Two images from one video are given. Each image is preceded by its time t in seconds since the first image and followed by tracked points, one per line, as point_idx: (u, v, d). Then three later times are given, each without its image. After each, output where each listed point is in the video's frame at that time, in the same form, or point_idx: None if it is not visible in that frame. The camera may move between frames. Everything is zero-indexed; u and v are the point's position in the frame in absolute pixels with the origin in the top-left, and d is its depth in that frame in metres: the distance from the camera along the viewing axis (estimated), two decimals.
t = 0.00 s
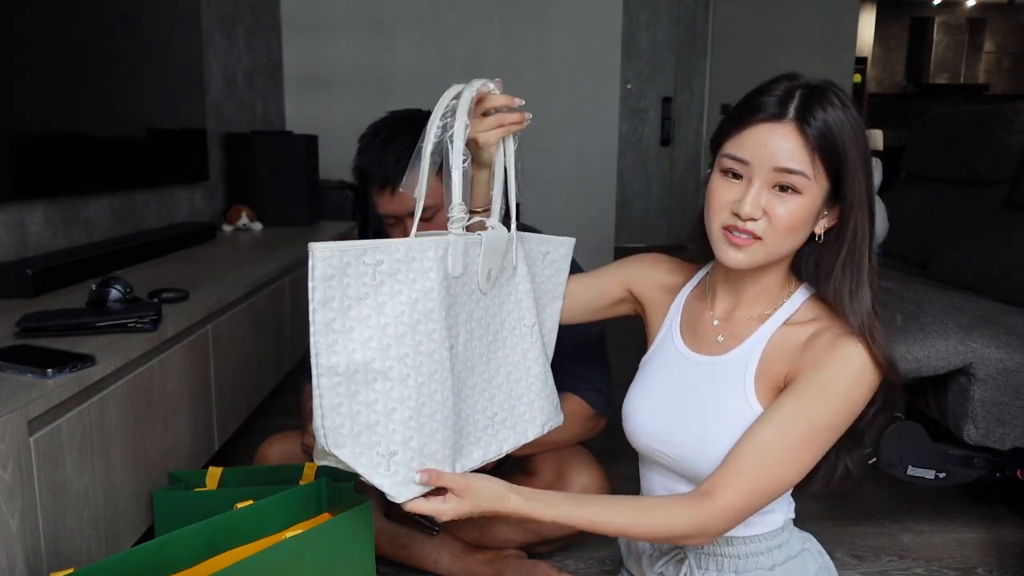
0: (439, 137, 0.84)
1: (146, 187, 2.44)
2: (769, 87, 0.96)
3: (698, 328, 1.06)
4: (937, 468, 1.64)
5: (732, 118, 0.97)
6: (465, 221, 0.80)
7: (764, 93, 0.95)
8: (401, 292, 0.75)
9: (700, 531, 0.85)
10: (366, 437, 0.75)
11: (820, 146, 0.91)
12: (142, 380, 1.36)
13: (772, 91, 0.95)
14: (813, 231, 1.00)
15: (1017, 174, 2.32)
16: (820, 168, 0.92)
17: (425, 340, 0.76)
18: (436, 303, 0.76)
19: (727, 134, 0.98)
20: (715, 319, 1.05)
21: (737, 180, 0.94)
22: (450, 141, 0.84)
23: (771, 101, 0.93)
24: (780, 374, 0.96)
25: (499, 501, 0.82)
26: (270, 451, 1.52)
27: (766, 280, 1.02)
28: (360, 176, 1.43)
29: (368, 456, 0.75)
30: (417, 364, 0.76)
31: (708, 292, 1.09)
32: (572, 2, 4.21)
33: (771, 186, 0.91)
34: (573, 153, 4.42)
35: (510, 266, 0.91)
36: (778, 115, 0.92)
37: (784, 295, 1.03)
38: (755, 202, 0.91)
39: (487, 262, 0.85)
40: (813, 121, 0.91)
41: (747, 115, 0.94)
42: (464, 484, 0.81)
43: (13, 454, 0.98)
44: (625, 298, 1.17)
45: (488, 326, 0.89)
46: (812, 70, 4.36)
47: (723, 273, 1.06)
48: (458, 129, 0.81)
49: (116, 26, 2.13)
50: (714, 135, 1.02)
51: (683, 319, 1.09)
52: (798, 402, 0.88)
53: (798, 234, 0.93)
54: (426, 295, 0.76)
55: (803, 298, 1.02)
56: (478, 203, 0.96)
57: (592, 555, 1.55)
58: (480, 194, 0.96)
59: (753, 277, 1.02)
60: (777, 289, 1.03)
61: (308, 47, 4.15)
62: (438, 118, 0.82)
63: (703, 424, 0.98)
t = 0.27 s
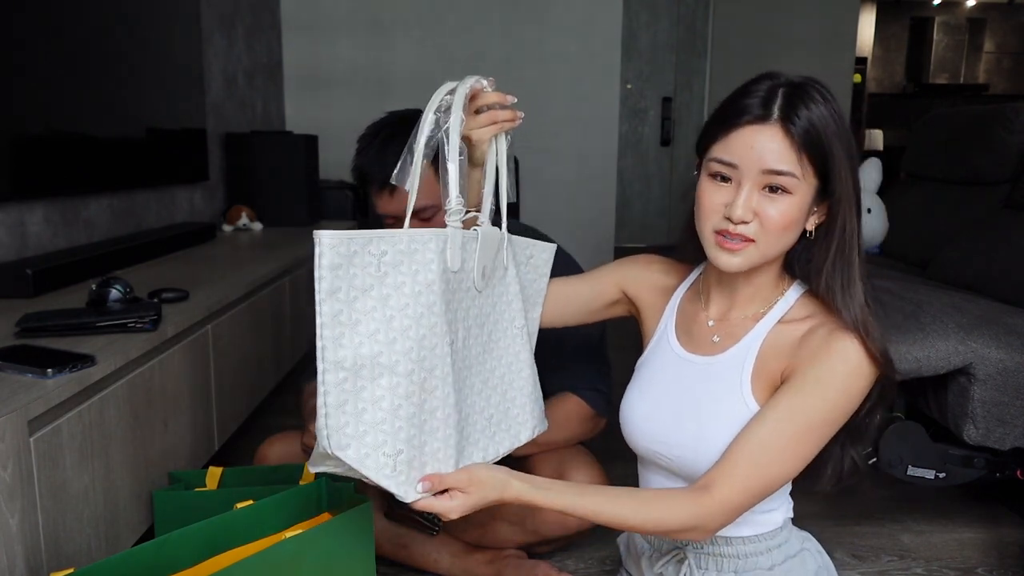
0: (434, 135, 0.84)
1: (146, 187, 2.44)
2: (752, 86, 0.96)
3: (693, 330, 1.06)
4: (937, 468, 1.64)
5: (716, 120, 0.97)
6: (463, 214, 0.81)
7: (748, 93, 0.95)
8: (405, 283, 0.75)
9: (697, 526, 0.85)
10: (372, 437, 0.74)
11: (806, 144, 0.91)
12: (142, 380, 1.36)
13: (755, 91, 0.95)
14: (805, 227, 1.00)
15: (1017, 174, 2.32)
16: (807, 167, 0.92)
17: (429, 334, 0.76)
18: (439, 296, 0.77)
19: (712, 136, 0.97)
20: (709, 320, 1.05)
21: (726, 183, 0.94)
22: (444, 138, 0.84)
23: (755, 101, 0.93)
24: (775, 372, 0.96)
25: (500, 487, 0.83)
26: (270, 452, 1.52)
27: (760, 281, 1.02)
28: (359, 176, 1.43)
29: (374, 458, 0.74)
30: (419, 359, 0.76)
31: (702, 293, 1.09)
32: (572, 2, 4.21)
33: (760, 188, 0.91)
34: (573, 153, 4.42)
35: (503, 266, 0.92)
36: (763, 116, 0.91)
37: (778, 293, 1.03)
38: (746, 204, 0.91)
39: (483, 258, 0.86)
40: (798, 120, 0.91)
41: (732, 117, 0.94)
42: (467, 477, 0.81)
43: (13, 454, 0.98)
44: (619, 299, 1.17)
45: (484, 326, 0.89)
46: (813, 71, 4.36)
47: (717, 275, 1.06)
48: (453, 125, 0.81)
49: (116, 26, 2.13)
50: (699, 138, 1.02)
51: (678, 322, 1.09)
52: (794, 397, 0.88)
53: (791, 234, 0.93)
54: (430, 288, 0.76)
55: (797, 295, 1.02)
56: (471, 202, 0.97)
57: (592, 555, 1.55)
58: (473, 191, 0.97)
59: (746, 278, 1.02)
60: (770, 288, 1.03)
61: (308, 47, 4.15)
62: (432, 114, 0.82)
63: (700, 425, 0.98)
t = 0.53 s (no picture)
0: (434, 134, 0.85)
1: (146, 187, 2.44)
2: (745, 86, 0.96)
3: (691, 330, 1.06)
4: (937, 468, 1.64)
5: (709, 119, 0.97)
6: (462, 216, 0.81)
7: (741, 92, 0.95)
8: (427, 283, 0.74)
9: (701, 528, 0.85)
10: (384, 443, 0.72)
11: (799, 142, 0.91)
12: (142, 380, 1.36)
13: (748, 90, 0.95)
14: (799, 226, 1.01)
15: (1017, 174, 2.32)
16: (801, 164, 0.92)
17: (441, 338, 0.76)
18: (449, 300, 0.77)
19: (706, 136, 0.97)
20: (707, 320, 1.05)
21: (721, 182, 0.94)
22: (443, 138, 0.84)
23: (747, 100, 0.93)
24: (773, 372, 0.96)
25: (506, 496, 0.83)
26: (270, 452, 1.52)
27: (756, 280, 1.02)
28: (359, 176, 1.43)
29: (384, 466, 0.72)
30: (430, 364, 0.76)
31: (699, 293, 1.09)
32: (572, 2, 4.21)
33: (754, 186, 0.91)
34: (573, 153, 4.42)
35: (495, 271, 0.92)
36: (755, 114, 0.92)
37: (775, 292, 1.03)
38: (740, 202, 0.91)
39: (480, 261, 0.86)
40: (791, 118, 0.91)
41: (725, 117, 0.94)
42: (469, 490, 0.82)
43: (13, 454, 0.98)
44: (616, 301, 1.18)
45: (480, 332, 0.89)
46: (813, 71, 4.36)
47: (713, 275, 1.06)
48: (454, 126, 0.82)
49: (116, 26, 2.13)
50: (694, 139, 1.02)
51: (675, 322, 1.09)
52: (793, 397, 0.88)
53: (787, 232, 0.93)
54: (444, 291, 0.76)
55: (794, 294, 1.02)
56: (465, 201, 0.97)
57: (591, 555, 1.54)
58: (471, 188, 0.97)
59: (743, 278, 1.02)
60: (767, 287, 1.03)
61: (308, 47, 4.15)
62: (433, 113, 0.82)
63: (698, 426, 0.98)
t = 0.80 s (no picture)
0: (418, 128, 0.84)
1: (146, 187, 2.44)
2: (741, 85, 0.96)
3: (692, 328, 1.06)
4: (937, 468, 1.64)
5: (706, 118, 0.98)
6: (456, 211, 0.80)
7: (736, 92, 0.95)
8: (422, 283, 0.74)
9: (711, 538, 0.85)
10: (401, 451, 0.72)
11: (789, 142, 0.91)
12: (142, 380, 1.36)
13: (743, 90, 0.95)
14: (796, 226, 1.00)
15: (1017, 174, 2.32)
16: (791, 163, 0.91)
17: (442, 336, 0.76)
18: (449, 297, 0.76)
19: (701, 135, 0.98)
20: (708, 319, 1.05)
21: (711, 179, 0.94)
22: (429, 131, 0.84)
23: (741, 99, 0.93)
24: (775, 370, 0.96)
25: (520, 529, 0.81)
26: (270, 451, 1.52)
27: (755, 278, 1.02)
28: (358, 177, 1.43)
29: (404, 474, 0.72)
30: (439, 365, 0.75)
31: (699, 292, 1.09)
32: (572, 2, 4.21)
33: (742, 182, 0.91)
34: (573, 153, 4.42)
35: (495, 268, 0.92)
36: (745, 112, 0.92)
37: (775, 292, 1.03)
38: (727, 198, 0.91)
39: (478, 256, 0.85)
40: (781, 118, 0.90)
41: (718, 116, 0.94)
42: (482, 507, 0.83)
43: (13, 454, 0.98)
44: (618, 299, 1.17)
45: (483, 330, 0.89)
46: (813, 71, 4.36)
47: (713, 273, 1.06)
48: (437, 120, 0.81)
49: (116, 26, 2.13)
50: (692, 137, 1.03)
51: (676, 321, 1.09)
52: (795, 399, 0.88)
53: (777, 229, 0.93)
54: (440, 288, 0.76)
55: (794, 295, 1.02)
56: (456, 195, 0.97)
57: (591, 555, 1.54)
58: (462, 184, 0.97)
59: (741, 277, 1.02)
60: (767, 285, 1.03)
61: (308, 47, 4.15)
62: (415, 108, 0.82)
63: (699, 425, 0.98)
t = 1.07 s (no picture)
0: (412, 119, 0.84)
1: (146, 187, 2.44)
2: (749, 88, 0.96)
3: (696, 329, 1.06)
4: (937, 468, 1.64)
5: (711, 120, 0.97)
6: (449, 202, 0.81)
7: (743, 94, 0.95)
8: (404, 278, 0.74)
9: (707, 534, 0.86)
10: (381, 447, 0.72)
11: (792, 148, 0.90)
12: (142, 380, 1.36)
13: (750, 93, 0.95)
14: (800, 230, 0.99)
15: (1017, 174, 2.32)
16: (794, 168, 0.91)
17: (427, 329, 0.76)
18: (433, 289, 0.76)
19: (707, 137, 0.98)
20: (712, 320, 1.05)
21: (715, 182, 0.94)
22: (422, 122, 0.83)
23: (748, 102, 0.93)
24: (776, 371, 0.96)
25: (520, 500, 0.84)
26: (270, 451, 1.52)
27: (760, 281, 1.01)
28: (358, 177, 1.43)
29: (385, 469, 0.72)
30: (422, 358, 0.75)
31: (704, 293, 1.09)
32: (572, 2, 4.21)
33: (744, 186, 0.91)
34: (573, 153, 4.42)
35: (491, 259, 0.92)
36: (750, 115, 0.91)
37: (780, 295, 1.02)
38: (729, 202, 0.91)
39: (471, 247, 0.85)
40: (784, 123, 0.90)
41: (724, 119, 0.94)
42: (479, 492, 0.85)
43: (13, 454, 0.98)
44: (623, 295, 1.17)
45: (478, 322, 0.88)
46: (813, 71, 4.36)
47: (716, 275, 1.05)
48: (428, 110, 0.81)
49: (116, 26, 2.13)
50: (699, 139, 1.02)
51: (681, 321, 1.08)
52: (797, 402, 0.88)
53: (780, 233, 0.92)
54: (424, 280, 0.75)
55: (798, 298, 1.01)
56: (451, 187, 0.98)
57: (591, 555, 1.54)
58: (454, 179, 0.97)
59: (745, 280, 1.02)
60: (770, 287, 1.02)
61: (308, 47, 4.15)
62: (407, 100, 0.82)
63: (702, 427, 0.98)
